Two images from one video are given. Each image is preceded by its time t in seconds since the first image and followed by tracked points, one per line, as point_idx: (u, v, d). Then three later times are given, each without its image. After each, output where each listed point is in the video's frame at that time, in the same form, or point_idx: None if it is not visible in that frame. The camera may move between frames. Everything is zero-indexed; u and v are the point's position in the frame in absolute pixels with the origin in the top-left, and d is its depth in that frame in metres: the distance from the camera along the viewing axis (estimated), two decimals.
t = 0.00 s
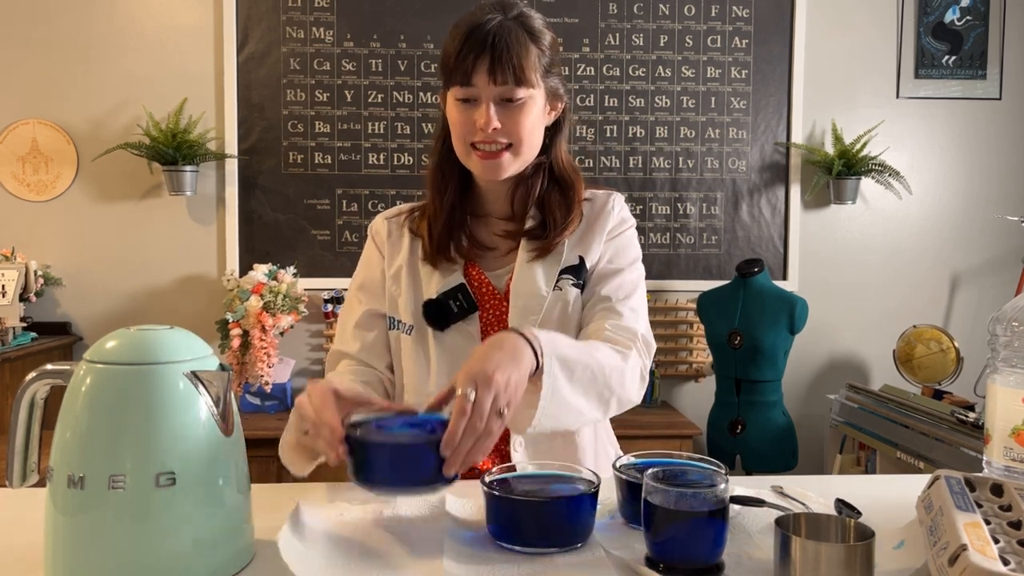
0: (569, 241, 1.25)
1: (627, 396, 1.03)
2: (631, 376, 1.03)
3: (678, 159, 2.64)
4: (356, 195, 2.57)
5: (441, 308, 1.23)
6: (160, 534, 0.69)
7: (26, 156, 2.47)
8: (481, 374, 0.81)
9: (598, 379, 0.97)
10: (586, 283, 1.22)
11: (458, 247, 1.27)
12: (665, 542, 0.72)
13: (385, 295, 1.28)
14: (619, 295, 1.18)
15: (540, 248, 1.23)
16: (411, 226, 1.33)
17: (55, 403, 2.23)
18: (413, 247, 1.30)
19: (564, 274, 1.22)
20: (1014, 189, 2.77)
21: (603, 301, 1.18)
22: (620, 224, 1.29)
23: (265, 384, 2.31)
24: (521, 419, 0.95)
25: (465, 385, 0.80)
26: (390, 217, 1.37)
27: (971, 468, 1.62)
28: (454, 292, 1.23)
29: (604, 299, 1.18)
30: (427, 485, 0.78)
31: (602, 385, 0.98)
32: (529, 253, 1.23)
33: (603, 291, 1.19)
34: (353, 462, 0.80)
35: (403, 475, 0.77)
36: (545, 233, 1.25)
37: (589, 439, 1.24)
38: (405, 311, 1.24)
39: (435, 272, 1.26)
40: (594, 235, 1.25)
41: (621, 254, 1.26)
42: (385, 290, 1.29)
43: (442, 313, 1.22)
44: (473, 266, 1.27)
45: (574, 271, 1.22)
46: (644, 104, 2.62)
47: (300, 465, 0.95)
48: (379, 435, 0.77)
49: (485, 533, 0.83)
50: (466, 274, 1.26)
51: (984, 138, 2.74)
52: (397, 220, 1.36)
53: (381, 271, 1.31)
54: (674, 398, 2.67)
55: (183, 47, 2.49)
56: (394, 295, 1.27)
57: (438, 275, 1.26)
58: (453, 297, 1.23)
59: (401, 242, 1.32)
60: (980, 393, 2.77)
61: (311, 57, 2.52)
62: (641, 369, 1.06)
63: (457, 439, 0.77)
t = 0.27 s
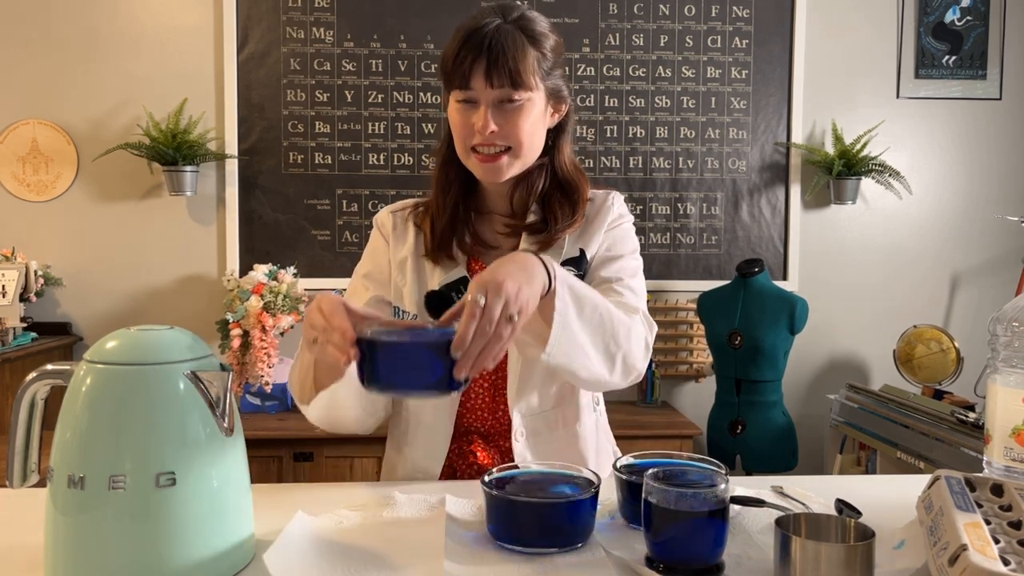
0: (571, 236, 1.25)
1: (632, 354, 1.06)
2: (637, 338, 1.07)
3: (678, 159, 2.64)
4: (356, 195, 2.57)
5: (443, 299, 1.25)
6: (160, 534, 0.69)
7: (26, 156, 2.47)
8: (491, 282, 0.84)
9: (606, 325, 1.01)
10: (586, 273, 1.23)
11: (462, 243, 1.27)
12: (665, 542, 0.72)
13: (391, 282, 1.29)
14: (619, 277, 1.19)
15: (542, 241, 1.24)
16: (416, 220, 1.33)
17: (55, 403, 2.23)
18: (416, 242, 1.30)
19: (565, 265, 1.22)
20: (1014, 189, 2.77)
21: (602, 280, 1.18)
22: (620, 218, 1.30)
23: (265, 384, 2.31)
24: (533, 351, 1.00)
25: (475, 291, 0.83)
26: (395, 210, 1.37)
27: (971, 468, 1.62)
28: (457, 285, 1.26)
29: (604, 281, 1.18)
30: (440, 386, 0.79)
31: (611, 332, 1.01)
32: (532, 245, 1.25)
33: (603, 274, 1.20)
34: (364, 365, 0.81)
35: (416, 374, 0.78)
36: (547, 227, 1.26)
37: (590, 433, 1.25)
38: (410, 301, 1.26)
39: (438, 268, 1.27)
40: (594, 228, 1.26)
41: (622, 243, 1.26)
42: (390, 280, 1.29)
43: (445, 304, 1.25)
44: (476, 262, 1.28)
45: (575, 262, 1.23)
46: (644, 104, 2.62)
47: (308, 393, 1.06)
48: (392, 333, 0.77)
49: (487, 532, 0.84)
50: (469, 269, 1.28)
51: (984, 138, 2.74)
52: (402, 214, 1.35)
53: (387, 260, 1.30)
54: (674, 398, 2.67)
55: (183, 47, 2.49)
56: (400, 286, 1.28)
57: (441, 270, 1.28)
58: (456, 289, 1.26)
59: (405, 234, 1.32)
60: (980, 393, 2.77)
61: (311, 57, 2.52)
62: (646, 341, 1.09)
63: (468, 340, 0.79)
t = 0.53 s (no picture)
0: (571, 233, 1.26)
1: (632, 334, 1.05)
2: (637, 320, 1.07)
3: (678, 159, 2.64)
4: (356, 195, 2.57)
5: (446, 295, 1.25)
6: (160, 534, 0.69)
7: (26, 156, 2.47)
8: (494, 235, 0.86)
9: (608, 299, 1.01)
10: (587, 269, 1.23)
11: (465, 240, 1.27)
12: (665, 542, 0.72)
13: (396, 276, 1.30)
14: (619, 268, 1.18)
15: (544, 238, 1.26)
16: (420, 218, 1.33)
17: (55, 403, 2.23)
18: (420, 239, 1.31)
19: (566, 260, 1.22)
20: (1014, 189, 2.77)
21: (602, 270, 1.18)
22: (621, 215, 1.30)
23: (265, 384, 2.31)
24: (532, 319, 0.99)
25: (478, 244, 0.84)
26: (399, 208, 1.36)
27: (971, 468, 1.62)
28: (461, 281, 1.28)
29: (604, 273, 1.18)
30: (442, 339, 0.79)
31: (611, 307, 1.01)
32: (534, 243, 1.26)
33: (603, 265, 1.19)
34: (365, 317, 0.80)
35: (420, 326, 0.77)
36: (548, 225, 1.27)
37: (591, 432, 1.24)
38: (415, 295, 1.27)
39: (442, 265, 1.28)
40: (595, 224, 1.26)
41: (623, 239, 1.26)
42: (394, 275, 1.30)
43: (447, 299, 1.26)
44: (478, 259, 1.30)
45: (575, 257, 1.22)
46: (643, 104, 2.62)
47: (310, 359, 1.09)
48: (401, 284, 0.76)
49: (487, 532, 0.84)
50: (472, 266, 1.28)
51: (984, 138, 2.74)
52: (406, 212, 1.35)
53: (391, 255, 1.31)
54: (674, 398, 2.67)
55: (184, 47, 2.49)
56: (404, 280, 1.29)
57: (444, 267, 1.28)
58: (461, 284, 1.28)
59: (411, 230, 1.32)
60: (980, 392, 2.77)
61: (311, 57, 2.52)
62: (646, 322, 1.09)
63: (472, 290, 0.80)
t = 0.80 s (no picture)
0: (570, 233, 1.26)
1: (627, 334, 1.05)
2: (635, 320, 1.07)
3: (678, 159, 2.64)
4: (356, 195, 2.57)
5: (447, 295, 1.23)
6: (160, 535, 0.69)
7: (26, 156, 2.47)
8: (491, 236, 0.85)
9: (603, 299, 1.01)
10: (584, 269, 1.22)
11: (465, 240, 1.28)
12: (665, 542, 0.72)
13: (396, 277, 1.30)
14: (616, 269, 1.18)
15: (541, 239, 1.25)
16: (419, 220, 1.33)
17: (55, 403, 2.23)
18: (420, 239, 1.31)
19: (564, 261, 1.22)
20: (1014, 189, 2.77)
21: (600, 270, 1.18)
22: (619, 217, 1.30)
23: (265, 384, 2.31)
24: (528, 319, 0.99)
25: (475, 245, 0.84)
26: (399, 210, 1.36)
27: (971, 468, 1.62)
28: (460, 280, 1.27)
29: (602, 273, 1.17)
30: (439, 342, 0.79)
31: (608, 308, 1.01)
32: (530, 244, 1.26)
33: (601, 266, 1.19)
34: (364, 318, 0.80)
35: (418, 330, 0.77)
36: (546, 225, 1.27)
37: (589, 432, 1.24)
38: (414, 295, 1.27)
39: (441, 264, 1.28)
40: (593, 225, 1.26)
41: (621, 240, 1.26)
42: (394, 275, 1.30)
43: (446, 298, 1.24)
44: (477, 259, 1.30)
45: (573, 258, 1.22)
46: (644, 104, 2.62)
47: (311, 363, 1.10)
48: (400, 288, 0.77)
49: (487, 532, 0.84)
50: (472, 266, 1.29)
51: (984, 138, 2.74)
52: (405, 213, 1.35)
53: (391, 256, 1.31)
54: (674, 398, 2.67)
55: (184, 47, 2.49)
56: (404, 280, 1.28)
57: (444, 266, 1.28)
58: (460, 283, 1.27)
59: (410, 232, 1.32)
60: (980, 392, 2.77)
61: (311, 57, 2.52)
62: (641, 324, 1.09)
63: (468, 293, 0.80)
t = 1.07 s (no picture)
0: (566, 235, 1.24)
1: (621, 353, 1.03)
2: (628, 338, 1.04)
3: (678, 159, 2.64)
4: (356, 195, 2.57)
5: (442, 299, 1.22)
6: (160, 535, 0.69)
7: (26, 156, 2.47)
8: (480, 286, 0.82)
9: (596, 327, 0.98)
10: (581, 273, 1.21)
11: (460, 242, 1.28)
12: (665, 543, 0.72)
13: (392, 285, 1.29)
14: (613, 274, 1.16)
15: (535, 242, 1.23)
16: (414, 224, 1.33)
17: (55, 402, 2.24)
18: (416, 241, 1.31)
19: (559, 265, 1.21)
20: (1014, 189, 2.77)
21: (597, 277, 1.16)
22: (616, 219, 1.28)
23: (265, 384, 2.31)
24: (521, 355, 0.97)
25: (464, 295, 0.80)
26: (394, 215, 1.37)
27: (971, 468, 1.62)
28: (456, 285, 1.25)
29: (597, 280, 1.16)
30: (428, 396, 0.75)
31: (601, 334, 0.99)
32: (524, 248, 1.24)
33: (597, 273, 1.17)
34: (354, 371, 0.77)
35: (405, 383, 0.74)
36: (540, 228, 1.25)
37: (587, 433, 1.25)
38: (410, 302, 1.26)
39: (437, 266, 1.27)
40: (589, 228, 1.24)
41: (617, 243, 1.24)
42: (389, 281, 1.30)
43: (442, 303, 1.22)
44: (473, 260, 1.30)
45: (569, 263, 1.21)
46: (644, 104, 2.62)
47: (314, 404, 1.09)
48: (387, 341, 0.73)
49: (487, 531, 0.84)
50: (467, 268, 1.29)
51: (984, 138, 2.74)
52: (400, 219, 1.36)
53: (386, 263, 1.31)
54: (674, 398, 2.67)
55: (183, 47, 2.49)
56: (399, 285, 1.28)
57: (440, 269, 1.27)
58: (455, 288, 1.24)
59: (404, 237, 1.32)
60: (979, 392, 2.77)
61: (311, 57, 2.52)
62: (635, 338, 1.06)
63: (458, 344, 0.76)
